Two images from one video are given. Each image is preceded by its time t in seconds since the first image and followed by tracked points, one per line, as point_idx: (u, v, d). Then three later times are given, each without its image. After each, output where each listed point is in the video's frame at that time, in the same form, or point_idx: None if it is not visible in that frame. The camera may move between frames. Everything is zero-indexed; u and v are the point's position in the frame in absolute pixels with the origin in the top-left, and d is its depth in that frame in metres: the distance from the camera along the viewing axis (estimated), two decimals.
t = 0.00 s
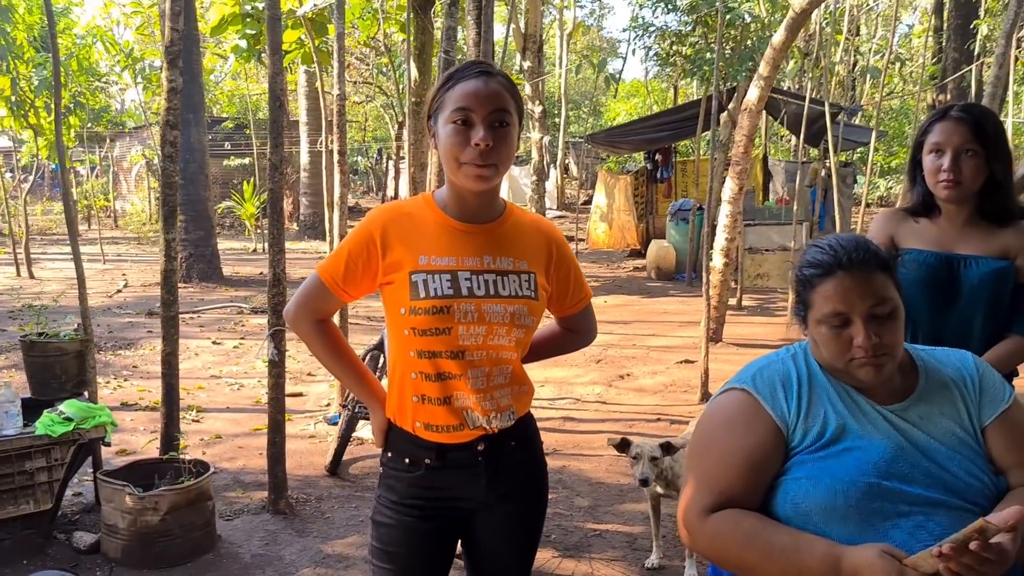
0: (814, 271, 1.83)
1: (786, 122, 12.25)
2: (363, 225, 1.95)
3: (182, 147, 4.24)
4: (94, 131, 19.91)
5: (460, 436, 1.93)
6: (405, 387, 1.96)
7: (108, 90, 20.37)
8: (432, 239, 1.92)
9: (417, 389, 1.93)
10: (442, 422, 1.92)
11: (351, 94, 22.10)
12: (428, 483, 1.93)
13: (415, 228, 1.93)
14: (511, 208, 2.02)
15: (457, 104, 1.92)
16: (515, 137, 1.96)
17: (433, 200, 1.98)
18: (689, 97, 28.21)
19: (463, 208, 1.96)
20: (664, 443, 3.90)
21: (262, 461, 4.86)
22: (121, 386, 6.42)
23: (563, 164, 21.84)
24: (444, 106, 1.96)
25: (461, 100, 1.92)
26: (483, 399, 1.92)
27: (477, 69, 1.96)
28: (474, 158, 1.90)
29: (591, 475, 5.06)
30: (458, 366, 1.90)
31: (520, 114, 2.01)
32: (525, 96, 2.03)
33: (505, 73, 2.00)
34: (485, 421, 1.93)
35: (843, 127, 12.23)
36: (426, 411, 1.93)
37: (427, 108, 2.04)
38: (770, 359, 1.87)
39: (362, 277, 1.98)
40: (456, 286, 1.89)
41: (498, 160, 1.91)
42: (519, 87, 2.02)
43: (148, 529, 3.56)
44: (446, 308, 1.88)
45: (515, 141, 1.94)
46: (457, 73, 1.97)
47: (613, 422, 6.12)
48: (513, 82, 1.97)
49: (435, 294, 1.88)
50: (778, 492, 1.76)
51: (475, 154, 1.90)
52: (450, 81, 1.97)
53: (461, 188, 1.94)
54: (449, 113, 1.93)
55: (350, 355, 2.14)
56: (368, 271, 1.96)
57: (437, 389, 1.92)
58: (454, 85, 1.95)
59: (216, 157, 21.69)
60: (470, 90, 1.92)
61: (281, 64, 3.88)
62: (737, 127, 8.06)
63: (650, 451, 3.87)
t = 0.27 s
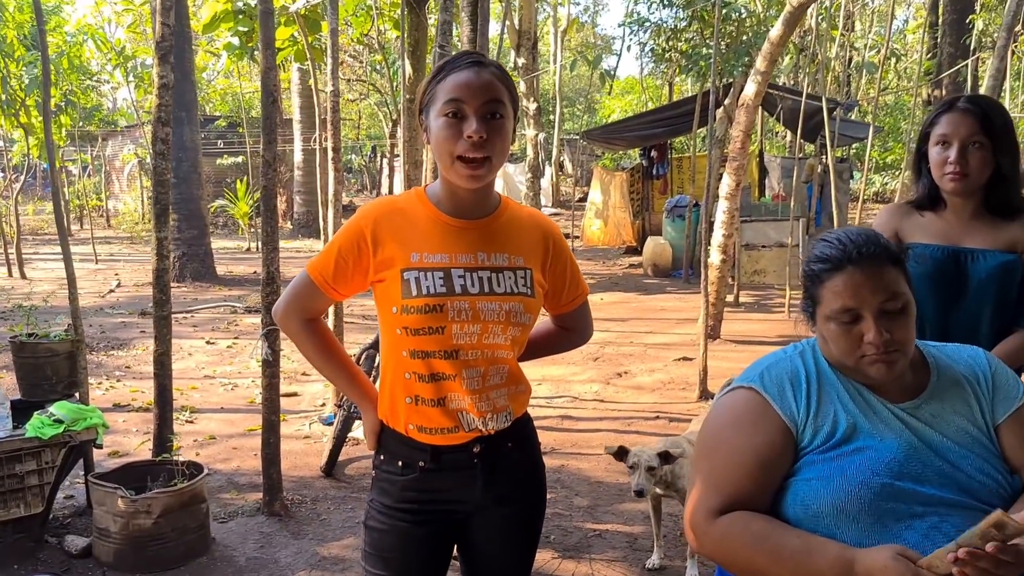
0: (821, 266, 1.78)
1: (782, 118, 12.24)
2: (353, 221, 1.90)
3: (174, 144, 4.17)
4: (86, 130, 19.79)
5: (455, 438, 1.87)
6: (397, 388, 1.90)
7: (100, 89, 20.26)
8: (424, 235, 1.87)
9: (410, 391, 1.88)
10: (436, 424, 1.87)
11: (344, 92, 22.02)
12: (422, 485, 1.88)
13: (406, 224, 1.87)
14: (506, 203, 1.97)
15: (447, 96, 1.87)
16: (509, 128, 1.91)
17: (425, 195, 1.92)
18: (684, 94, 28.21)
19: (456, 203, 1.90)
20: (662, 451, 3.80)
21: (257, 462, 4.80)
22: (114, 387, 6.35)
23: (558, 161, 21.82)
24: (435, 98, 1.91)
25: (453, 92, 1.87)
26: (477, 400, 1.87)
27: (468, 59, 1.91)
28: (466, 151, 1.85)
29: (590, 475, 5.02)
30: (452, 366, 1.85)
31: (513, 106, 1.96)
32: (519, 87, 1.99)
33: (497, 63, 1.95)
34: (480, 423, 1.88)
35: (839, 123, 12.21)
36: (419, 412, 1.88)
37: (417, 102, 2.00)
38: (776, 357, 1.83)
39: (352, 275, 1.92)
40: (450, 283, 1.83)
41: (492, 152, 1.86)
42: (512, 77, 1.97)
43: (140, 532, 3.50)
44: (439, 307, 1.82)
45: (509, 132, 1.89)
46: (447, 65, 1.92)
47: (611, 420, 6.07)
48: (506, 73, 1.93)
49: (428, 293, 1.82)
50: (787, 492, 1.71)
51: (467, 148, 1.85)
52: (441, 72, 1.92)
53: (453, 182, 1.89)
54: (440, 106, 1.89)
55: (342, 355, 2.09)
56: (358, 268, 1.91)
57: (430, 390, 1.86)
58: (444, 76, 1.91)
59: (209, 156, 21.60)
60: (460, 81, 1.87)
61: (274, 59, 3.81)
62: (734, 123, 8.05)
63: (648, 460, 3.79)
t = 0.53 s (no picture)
0: (842, 271, 1.72)
1: (784, 117, 12.18)
2: (345, 225, 1.81)
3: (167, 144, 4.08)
4: (83, 131, 19.70)
5: (450, 453, 1.80)
6: (392, 399, 1.83)
7: (97, 89, 20.16)
8: (418, 240, 1.78)
9: (404, 404, 1.80)
10: (431, 438, 1.79)
11: (343, 92, 21.93)
12: (415, 501, 1.81)
13: (399, 227, 1.79)
14: (507, 206, 1.88)
15: (440, 94, 1.79)
16: (505, 127, 1.83)
17: (420, 198, 1.84)
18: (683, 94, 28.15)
19: (452, 207, 1.82)
20: (669, 484, 3.64)
21: (252, 468, 4.71)
22: (108, 391, 6.26)
23: (557, 161, 21.74)
24: (426, 97, 1.83)
25: (445, 90, 1.79)
26: (474, 414, 1.79)
27: (461, 55, 1.82)
28: (461, 153, 1.77)
29: (593, 480, 4.93)
30: (448, 379, 1.77)
31: (510, 102, 1.88)
32: (515, 82, 1.90)
33: (492, 58, 1.86)
34: (478, 437, 1.80)
35: (841, 122, 12.13)
36: (413, 427, 1.80)
37: (410, 100, 1.91)
38: (794, 368, 1.74)
39: (343, 282, 1.84)
40: (445, 291, 1.75)
41: (488, 153, 1.78)
42: (508, 72, 1.88)
43: (132, 542, 3.42)
44: (434, 315, 1.74)
45: (505, 132, 1.81)
46: (439, 61, 1.84)
47: (613, 424, 5.99)
48: (501, 67, 1.84)
49: (422, 301, 1.74)
50: (807, 510, 1.62)
51: (461, 149, 1.76)
52: (433, 69, 1.84)
53: (447, 187, 1.81)
54: (432, 105, 1.80)
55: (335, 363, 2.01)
56: (350, 275, 1.83)
57: (425, 403, 1.78)
58: (437, 73, 1.82)
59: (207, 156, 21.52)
60: (453, 78, 1.79)
61: (270, 57, 3.73)
62: (737, 123, 7.99)
63: (653, 492, 3.63)
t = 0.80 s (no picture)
0: (860, 280, 1.63)
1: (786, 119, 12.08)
2: (327, 232, 1.74)
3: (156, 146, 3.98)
4: (80, 132, 19.59)
5: (440, 475, 1.72)
6: (379, 417, 1.75)
7: (94, 90, 20.07)
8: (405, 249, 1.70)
9: (391, 422, 1.72)
10: (419, 460, 1.71)
11: (342, 93, 21.83)
12: (403, 525, 1.73)
13: (384, 235, 1.70)
14: (502, 210, 1.78)
15: (425, 92, 1.69)
16: (496, 125, 1.72)
17: (408, 204, 1.76)
18: (684, 95, 28.05)
19: (442, 212, 1.73)
20: (681, 511, 3.51)
21: (245, 477, 4.61)
22: (100, 397, 6.15)
23: (557, 163, 21.63)
24: (411, 95, 1.73)
25: (430, 88, 1.69)
26: (465, 433, 1.70)
27: (449, 49, 1.72)
28: (448, 155, 1.67)
29: (593, 490, 4.82)
30: (436, 397, 1.68)
31: (502, 98, 1.77)
32: (508, 76, 1.79)
33: (482, 51, 1.75)
34: (470, 459, 1.71)
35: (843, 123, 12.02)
36: (401, 447, 1.72)
37: (396, 98, 1.81)
38: (808, 385, 1.66)
39: (326, 292, 1.76)
40: (432, 303, 1.67)
41: (476, 154, 1.68)
42: (500, 66, 1.78)
43: (117, 557, 3.31)
44: (420, 329, 1.66)
45: (495, 131, 1.70)
46: (425, 55, 1.74)
47: (614, 431, 5.88)
48: (491, 62, 1.73)
49: (408, 314, 1.66)
50: (824, 538, 1.54)
51: (448, 151, 1.66)
52: (418, 64, 1.73)
53: (436, 192, 1.72)
54: (417, 104, 1.70)
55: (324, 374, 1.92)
56: (333, 286, 1.75)
57: (412, 422, 1.70)
58: (421, 70, 1.72)
59: (205, 158, 21.41)
60: (439, 75, 1.68)
61: (259, 56, 3.62)
62: (739, 123, 7.89)
63: (665, 521, 3.52)
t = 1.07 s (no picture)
0: (873, 290, 1.56)
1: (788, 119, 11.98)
2: (306, 234, 1.66)
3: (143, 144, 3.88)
4: (77, 131, 19.48)
5: (425, 494, 1.61)
6: (360, 431, 1.65)
7: (91, 89, 19.97)
8: (385, 253, 1.61)
9: (373, 437, 1.63)
10: (403, 477, 1.61)
11: (341, 93, 21.71)
12: (387, 547, 1.64)
13: (364, 237, 1.62)
14: (491, 211, 1.68)
15: (403, 85, 1.60)
16: (481, 118, 1.63)
17: (391, 204, 1.67)
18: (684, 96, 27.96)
19: (424, 214, 1.64)
20: None
21: (234, 484, 4.50)
22: (89, 400, 6.05)
23: (557, 163, 21.51)
24: (389, 89, 1.64)
25: (409, 80, 1.60)
26: (449, 450, 1.59)
27: (428, 39, 1.63)
28: (428, 151, 1.57)
29: (591, 498, 4.72)
30: (419, 411, 1.58)
31: (487, 90, 1.67)
32: (494, 67, 1.69)
33: (464, 41, 1.66)
34: (455, 476, 1.60)
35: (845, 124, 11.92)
36: (384, 464, 1.62)
37: (376, 93, 1.73)
38: (817, 402, 1.60)
39: (305, 297, 1.68)
40: (414, 311, 1.57)
41: (459, 149, 1.58)
42: (485, 56, 1.68)
43: (98, 568, 3.20)
44: (401, 338, 1.57)
45: (480, 125, 1.61)
46: (403, 46, 1.65)
47: (612, 436, 5.77)
48: (474, 52, 1.64)
49: (388, 322, 1.57)
50: (835, 564, 1.50)
51: (428, 146, 1.57)
52: (397, 55, 1.65)
53: (417, 191, 1.62)
54: (395, 97, 1.61)
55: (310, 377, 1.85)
56: (312, 290, 1.67)
57: (394, 437, 1.60)
58: (398, 62, 1.64)
59: (203, 157, 21.32)
60: (418, 66, 1.60)
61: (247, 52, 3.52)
62: (741, 124, 7.79)
63: None
